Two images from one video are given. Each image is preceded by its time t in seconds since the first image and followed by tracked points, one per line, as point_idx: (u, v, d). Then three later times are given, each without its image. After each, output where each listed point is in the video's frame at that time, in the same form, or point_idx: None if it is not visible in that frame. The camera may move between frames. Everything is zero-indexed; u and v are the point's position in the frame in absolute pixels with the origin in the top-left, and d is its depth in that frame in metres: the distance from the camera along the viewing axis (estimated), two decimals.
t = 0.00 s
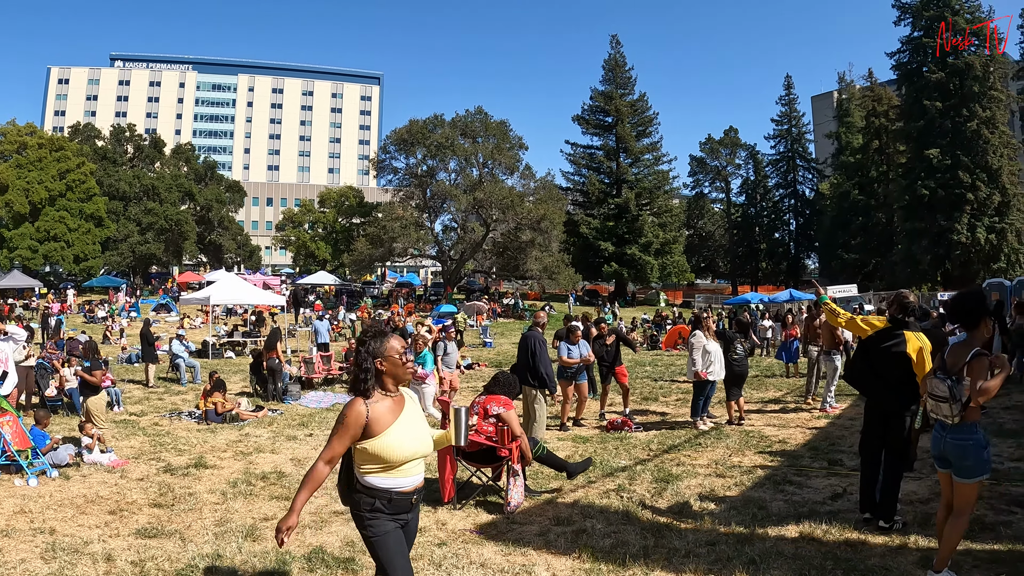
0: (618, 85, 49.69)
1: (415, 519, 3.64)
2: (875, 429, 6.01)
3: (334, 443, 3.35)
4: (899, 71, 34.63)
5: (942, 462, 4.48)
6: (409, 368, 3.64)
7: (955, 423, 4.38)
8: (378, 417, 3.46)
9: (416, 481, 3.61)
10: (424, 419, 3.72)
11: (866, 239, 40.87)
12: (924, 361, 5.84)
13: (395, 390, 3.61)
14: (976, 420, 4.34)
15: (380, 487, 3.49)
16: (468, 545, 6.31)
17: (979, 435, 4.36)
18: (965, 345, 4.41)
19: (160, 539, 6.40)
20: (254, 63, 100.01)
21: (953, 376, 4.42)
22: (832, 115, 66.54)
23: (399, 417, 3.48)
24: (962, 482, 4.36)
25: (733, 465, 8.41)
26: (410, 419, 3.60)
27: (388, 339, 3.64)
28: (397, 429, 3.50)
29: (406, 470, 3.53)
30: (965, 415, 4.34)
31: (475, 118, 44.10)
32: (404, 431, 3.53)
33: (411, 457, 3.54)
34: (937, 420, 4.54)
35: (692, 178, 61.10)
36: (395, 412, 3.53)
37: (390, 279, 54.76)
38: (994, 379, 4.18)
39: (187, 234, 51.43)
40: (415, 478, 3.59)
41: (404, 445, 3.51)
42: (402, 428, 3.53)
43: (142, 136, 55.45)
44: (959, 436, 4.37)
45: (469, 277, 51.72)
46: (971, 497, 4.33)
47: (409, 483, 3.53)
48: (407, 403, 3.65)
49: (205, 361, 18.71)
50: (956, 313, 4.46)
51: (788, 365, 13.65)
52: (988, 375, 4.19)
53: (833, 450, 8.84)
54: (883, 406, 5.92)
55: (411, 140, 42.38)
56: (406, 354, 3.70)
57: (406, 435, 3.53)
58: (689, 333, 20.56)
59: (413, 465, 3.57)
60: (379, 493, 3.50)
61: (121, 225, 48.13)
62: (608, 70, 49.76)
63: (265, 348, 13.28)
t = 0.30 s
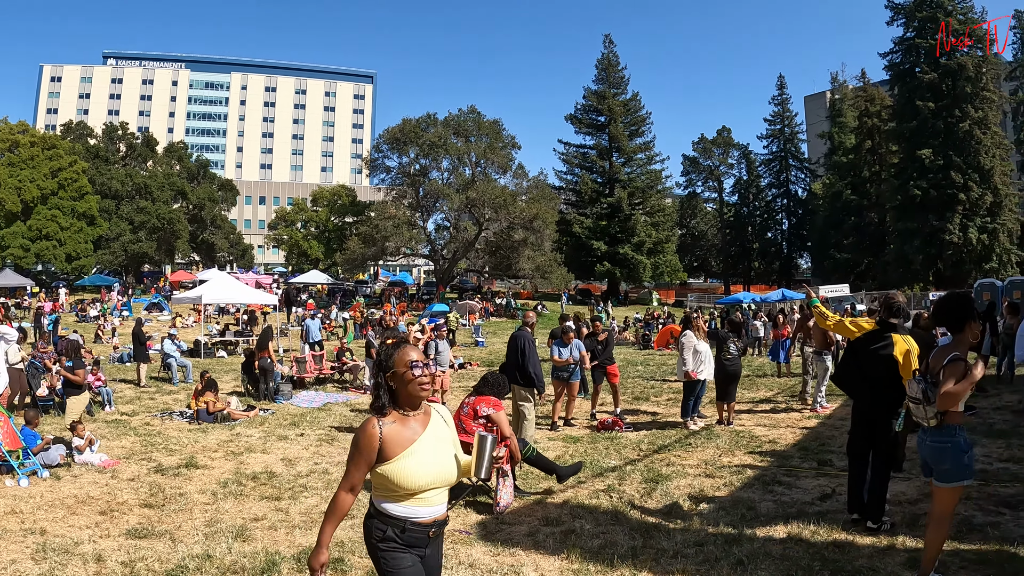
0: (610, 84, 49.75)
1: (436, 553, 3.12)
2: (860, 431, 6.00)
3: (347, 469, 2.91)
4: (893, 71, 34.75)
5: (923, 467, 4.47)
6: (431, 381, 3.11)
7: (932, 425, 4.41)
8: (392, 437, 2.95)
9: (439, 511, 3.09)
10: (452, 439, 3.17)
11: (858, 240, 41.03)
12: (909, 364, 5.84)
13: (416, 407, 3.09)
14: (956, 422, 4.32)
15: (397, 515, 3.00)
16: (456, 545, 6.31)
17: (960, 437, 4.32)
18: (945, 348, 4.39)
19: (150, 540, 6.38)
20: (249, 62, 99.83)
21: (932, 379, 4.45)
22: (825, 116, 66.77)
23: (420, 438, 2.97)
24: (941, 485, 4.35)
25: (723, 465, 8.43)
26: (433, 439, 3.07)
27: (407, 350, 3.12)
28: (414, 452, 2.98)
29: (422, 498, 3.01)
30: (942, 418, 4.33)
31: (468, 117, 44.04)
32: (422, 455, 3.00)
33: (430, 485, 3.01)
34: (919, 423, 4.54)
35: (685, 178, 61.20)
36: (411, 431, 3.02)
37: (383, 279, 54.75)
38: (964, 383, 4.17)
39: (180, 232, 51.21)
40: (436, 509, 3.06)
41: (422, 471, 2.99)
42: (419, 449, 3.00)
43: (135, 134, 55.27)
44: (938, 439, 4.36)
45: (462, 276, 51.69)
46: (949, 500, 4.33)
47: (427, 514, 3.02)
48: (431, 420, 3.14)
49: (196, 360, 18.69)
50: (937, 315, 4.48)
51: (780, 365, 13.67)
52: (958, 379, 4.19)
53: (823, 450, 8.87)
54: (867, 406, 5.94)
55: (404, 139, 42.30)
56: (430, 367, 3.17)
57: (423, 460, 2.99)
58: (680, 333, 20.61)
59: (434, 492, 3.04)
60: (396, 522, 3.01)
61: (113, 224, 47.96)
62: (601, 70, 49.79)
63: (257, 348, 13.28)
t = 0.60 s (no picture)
0: (603, 83, 49.80)
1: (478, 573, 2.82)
2: (848, 430, 6.02)
3: (390, 483, 2.59)
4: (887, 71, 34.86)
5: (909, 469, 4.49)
6: (468, 381, 2.85)
7: (916, 426, 4.43)
8: (430, 444, 2.66)
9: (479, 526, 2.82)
10: (491, 447, 2.89)
11: (851, 239, 41.20)
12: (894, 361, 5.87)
13: (454, 410, 2.80)
14: (939, 424, 4.34)
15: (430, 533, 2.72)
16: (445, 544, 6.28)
17: (943, 439, 4.34)
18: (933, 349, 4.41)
19: (139, 539, 6.37)
20: (244, 60, 99.59)
21: (916, 379, 4.54)
22: (818, 115, 66.98)
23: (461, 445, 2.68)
24: (927, 488, 4.35)
25: (713, 464, 8.45)
26: (472, 447, 2.78)
27: (443, 348, 2.86)
28: (454, 462, 2.69)
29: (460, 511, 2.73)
30: (925, 418, 4.37)
31: (461, 115, 44.00)
32: (463, 464, 2.71)
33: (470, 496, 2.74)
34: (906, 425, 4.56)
35: (678, 177, 61.33)
36: (451, 435, 2.73)
37: (375, 277, 54.78)
38: (947, 388, 4.18)
39: (172, 231, 50.98)
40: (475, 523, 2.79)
41: (461, 480, 2.71)
42: (458, 455, 2.71)
43: (127, 132, 55.11)
44: (921, 441, 4.38)
45: (455, 274, 51.71)
46: (934, 504, 4.34)
47: (466, 528, 2.74)
48: (466, 424, 2.86)
49: (188, 358, 18.67)
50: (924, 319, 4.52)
51: (772, 364, 13.72)
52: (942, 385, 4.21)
53: (814, 449, 8.90)
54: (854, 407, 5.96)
55: (396, 137, 42.28)
56: (466, 367, 2.89)
57: (464, 469, 2.71)
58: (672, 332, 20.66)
59: (471, 505, 2.75)
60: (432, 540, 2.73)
61: (106, 222, 47.92)
62: (594, 68, 49.83)
63: (248, 347, 13.27)
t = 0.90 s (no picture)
0: (598, 81, 49.86)
1: None
2: (841, 427, 6.08)
3: (440, 477, 2.37)
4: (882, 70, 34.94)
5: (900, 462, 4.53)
6: (542, 376, 2.59)
7: (908, 418, 4.45)
8: (494, 440, 2.41)
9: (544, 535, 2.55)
10: (559, 452, 2.62)
11: (846, 237, 41.31)
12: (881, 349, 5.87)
13: (523, 407, 2.54)
14: (931, 414, 4.35)
15: (487, 540, 2.49)
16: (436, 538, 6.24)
17: (934, 428, 4.35)
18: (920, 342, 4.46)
19: (129, 533, 6.37)
20: (241, 58, 99.41)
21: (909, 371, 4.56)
22: (813, 114, 67.08)
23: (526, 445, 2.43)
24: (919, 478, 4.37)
25: (706, 460, 8.47)
26: (539, 449, 2.52)
27: (516, 337, 2.61)
28: (520, 461, 2.43)
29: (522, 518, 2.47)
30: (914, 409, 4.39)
31: (456, 113, 44.01)
32: (529, 465, 2.45)
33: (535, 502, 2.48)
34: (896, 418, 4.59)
35: (673, 175, 61.44)
36: (517, 431, 2.47)
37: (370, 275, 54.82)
38: (939, 382, 4.21)
39: (168, 229, 49.94)
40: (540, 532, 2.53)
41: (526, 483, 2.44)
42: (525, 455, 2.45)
43: (121, 130, 55.04)
44: (911, 432, 4.40)
45: (450, 273, 51.73)
46: (928, 494, 4.33)
47: (528, 537, 2.48)
48: (536, 424, 2.60)
49: (182, 356, 18.67)
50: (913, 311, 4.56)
51: (766, 361, 13.74)
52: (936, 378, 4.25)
53: (806, 444, 8.93)
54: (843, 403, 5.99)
55: (391, 135, 42.31)
56: (542, 361, 2.62)
57: (531, 471, 2.45)
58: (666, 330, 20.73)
59: (536, 512, 2.49)
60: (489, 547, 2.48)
61: (100, 220, 47.86)
62: (589, 66, 49.89)
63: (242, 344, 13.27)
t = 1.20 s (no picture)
0: (596, 79, 49.89)
1: None
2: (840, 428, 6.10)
3: (482, 478, 2.24)
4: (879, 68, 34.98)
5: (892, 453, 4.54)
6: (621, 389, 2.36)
7: (904, 408, 4.43)
8: (554, 449, 2.22)
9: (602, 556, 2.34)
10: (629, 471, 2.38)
11: (843, 235, 41.34)
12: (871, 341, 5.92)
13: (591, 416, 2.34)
14: (925, 403, 4.36)
15: (549, 564, 2.28)
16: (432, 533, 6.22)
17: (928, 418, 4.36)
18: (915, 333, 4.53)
19: (125, 528, 6.37)
20: (240, 57, 99.29)
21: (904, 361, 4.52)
22: (810, 112, 67.10)
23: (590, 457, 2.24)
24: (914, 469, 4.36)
25: (702, 455, 8.48)
26: (607, 464, 2.31)
27: (598, 342, 2.40)
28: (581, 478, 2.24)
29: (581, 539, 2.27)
30: (914, 399, 4.36)
31: (454, 111, 44.01)
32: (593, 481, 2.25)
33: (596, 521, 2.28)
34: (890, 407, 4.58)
35: (671, 173, 61.46)
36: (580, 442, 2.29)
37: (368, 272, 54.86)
38: (938, 373, 4.25)
39: (164, 226, 50.29)
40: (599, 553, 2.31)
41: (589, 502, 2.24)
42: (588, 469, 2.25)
43: (119, 128, 55.02)
44: (904, 421, 4.40)
45: (448, 270, 51.72)
46: (923, 482, 4.32)
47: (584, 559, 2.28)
48: (607, 435, 2.41)
49: (179, 353, 18.67)
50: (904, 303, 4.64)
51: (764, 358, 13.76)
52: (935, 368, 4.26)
53: (803, 441, 8.94)
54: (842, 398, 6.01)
55: (389, 133, 42.31)
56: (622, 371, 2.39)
57: (593, 488, 2.25)
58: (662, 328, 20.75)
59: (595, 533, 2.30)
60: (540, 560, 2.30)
61: (98, 217, 47.86)
62: (587, 64, 49.91)
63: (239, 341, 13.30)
